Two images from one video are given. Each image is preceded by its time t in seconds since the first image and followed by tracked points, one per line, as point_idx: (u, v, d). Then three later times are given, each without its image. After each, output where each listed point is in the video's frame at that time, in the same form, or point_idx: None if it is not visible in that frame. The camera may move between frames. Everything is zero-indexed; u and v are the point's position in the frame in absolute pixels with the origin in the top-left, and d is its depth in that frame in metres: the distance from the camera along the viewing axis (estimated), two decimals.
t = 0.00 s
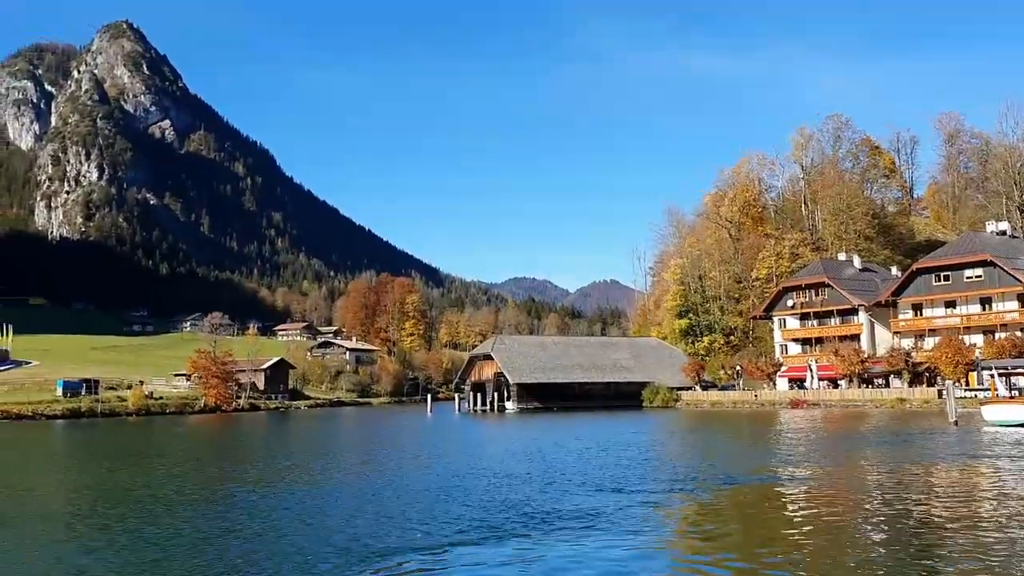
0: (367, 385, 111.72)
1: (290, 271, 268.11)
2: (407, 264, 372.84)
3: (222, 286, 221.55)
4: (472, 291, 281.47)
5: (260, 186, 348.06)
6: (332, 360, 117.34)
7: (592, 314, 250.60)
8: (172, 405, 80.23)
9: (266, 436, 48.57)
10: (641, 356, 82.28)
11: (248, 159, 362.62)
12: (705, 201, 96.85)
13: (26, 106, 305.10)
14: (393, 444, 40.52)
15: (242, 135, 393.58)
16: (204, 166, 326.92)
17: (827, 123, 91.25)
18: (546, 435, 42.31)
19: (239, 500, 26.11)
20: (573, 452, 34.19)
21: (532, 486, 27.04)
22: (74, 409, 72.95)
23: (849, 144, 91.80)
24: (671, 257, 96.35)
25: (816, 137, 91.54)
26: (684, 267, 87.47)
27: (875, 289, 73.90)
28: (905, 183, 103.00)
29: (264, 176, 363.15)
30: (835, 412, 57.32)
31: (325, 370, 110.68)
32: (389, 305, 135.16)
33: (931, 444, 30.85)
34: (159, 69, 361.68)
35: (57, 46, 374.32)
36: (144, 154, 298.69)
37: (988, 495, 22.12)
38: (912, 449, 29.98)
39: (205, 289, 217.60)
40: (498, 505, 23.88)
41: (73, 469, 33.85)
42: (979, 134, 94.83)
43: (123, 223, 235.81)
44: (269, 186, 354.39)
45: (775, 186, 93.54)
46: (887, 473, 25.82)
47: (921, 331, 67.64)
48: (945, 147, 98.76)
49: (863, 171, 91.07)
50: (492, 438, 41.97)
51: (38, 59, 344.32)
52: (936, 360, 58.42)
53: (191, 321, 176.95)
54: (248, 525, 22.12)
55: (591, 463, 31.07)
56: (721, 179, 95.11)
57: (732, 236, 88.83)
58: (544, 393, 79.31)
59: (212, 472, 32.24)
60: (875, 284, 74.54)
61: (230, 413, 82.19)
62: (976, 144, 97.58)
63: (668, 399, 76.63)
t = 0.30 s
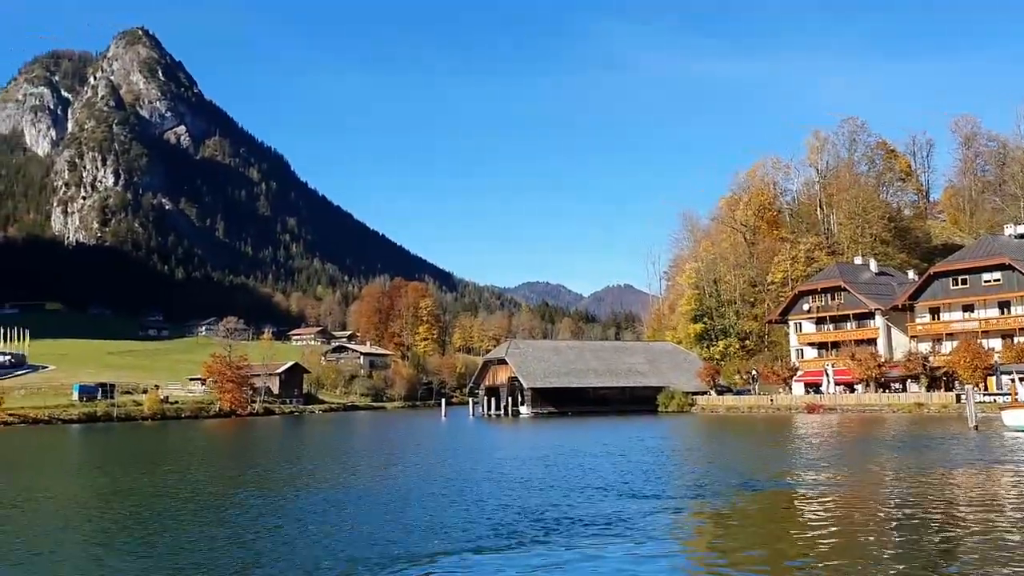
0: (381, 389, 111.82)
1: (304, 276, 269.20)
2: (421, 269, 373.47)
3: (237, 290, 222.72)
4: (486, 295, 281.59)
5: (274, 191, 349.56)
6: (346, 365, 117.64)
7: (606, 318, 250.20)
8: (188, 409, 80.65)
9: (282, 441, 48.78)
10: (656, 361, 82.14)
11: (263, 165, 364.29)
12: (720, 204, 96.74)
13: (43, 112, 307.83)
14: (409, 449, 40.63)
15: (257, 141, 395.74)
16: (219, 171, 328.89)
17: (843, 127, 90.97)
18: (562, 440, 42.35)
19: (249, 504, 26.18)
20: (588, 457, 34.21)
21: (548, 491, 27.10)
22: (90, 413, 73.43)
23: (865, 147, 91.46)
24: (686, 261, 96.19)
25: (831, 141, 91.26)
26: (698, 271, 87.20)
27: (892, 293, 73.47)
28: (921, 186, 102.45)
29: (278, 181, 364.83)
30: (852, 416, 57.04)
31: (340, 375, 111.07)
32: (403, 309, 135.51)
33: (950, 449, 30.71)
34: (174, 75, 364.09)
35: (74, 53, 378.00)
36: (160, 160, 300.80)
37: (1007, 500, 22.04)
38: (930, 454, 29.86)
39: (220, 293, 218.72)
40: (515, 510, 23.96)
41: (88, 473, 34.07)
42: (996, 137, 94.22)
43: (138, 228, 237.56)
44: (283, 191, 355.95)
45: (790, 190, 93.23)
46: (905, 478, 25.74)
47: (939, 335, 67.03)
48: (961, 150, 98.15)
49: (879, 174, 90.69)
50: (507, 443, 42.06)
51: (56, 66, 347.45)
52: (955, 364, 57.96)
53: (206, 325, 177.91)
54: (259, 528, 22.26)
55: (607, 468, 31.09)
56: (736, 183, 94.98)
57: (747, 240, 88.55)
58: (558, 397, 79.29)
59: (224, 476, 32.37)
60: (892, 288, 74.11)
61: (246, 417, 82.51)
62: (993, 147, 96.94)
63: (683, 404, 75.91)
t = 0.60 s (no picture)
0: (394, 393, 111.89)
1: (317, 279, 270.05)
2: (433, 272, 373.90)
3: (251, 294, 223.56)
4: (498, 299, 281.50)
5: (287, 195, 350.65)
6: (359, 368, 117.76)
7: (619, 322, 249.55)
8: (202, 413, 80.91)
9: (296, 444, 48.98)
10: (670, 365, 81.82)
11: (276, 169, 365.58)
12: (734, 208, 96.41)
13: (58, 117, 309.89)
14: (423, 452, 40.68)
15: (270, 145, 397.48)
16: (233, 175, 330.32)
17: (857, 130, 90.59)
18: (576, 444, 42.19)
19: (263, 509, 26.19)
20: (602, 461, 34.15)
21: (563, 495, 27.09)
22: (105, 416, 73.69)
23: (879, 149, 90.84)
24: (700, 264, 95.92)
25: (845, 144, 90.84)
26: (712, 274, 86.81)
27: (907, 297, 73.00)
28: (936, 189, 101.76)
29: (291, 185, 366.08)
30: (867, 421, 56.77)
31: (353, 379, 111.29)
32: (416, 313, 135.88)
33: (968, 454, 30.47)
34: (188, 80, 366.20)
35: (88, 58, 380.36)
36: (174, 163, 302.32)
37: None
38: (946, 458, 29.67)
39: (234, 298, 219.61)
40: (531, 514, 23.96)
41: (103, 477, 34.16)
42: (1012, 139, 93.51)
43: (153, 232, 238.98)
44: (296, 195, 357.02)
45: (805, 193, 92.62)
46: (920, 483, 25.66)
47: (956, 339, 66.66)
48: (977, 152, 97.35)
49: (893, 177, 90.23)
50: (521, 447, 42.01)
51: (71, 71, 349.93)
52: (972, 367, 57.53)
53: (220, 329, 178.56)
54: (272, 534, 22.22)
55: (621, 472, 31.04)
56: (750, 186, 94.57)
57: (761, 243, 88.24)
58: (572, 401, 79.17)
59: (239, 481, 32.42)
60: (908, 291, 73.63)
61: (259, 421, 82.68)
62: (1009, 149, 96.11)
63: (698, 408, 75.92)
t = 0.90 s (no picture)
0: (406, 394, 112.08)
1: (330, 281, 270.88)
2: (445, 274, 374.32)
3: (263, 296, 224.48)
4: (510, 301, 281.58)
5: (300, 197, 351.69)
6: (371, 370, 117.93)
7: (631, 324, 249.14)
8: (215, 415, 81.21)
9: (308, 447, 49.23)
10: (684, 367, 81.58)
11: (289, 172, 366.72)
12: (747, 210, 96.10)
13: (73, 120, 311.81)
14: (436, 455, 40.77)
15: (283, 148, 399.04)
16: (245, 178, 331.68)
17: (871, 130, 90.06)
18: (589, 447, 42.16)
19: (275, 511, 26.31)
20: (616, 464, 34.17)
21: (578, 498, 27.16)
22: (119, 418, 74.06)
23: (894, 150, 90.26)
24: (713, 266, 95.70)
25: (859, 145, 90.26)
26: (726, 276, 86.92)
27: (922, 298, 72.50)
28: (951, 190, 101.13)
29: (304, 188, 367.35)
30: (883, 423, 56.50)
31: (365, 381, 111.42)
32: (428, 316, 135.97)
33: (986, 457, 30.29)
34: (202, 83, 367.94)
35: (103, 63, 383.02)
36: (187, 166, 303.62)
37: None
38: (962, 461, 29.54)
39: (246, 300, 220.38)
40: (545, 517, 24.04)
41: (116, 479, 34.31)
42: None
43: (166, 235, 240.37)
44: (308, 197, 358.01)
45: (818, 195, 92.21)
46: (936, 486, 25.58)
47: (972, 341, 66.22)
48: (993, 153, 96.64)
49: (908, 178, 89.79)
50: (535, 449, 41.99)
51: (85, 75, 352.17)
52: (988, 369, 57.15)
53: (233, 331, 179.24)
54: (284, 536, 22.29)
55: (635, 475, 31.06)
56: (763, 187, 94.22)
57: (775, 244, 87.50)
58: (585, 403, 79.06)
59: (251, 483, 32.55)
60: (923, 293, 73.23)
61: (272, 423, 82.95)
62: None
63: (711, 410, 75.96)
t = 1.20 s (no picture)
0: (414, 397, 112.28)
1: (338, 284, 271.51)
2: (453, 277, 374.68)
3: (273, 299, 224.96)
4: (518, 304, 281.40)
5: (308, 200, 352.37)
6: (380, 373, 118.01)
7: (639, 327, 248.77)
8: (224, 417, 81.37)
9: (316, 449, 49.31)
10: (693, 370, 81.42)
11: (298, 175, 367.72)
12: (756, 213, 95.92)
13: (83, 124, 313.35)
14: (444, 459, 40.79)
15: (292, 151, 400.31)
16: (254, 181, 332.77)
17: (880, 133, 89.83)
18: (598, 450, 42.12)
19: (284, 514, 26.30)
20: (625, 468, 34.16)
21: (588, 502, 27.14)
22: (128, 420, 74.24)
23: (904, 153, 89.91)
24: (722, 269, 95.52)
25: (869, 148, 90.05)
26: (735, 279, 87.45)
27: (932, 302, 72.15)
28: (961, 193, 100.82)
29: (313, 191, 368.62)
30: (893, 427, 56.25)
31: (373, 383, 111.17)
32: (436, 319, 136.09)
33: (998, 461, 30.14)
34: (211, 87, 369.34)
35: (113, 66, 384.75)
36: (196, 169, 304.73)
37: None
38: (974, 465, 29.40)
39: (254, 303, 220.73)
40: (555, 520, 24.06)
41: (124, 482, 34.35)
42: None
43: (176, 237, 241.40)
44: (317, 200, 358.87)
45: (827, 198, 92.29)
46: (948, 490, 25.48)
47: (983, 345, 65.95)
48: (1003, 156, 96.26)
49: (917, 181, 89.46)
50: (544, 453, 41.96)
51: (95, 78, 353.86)
52: (1000, 373, 56.85)
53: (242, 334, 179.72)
54: (293, 539, 22.36)
55: (645, 479, 31.06)
56: (772, 190, 93.99)
57: (784, 248, 88.06)
58: (593, 406, 78.94)
59: (260, 486, 32.54)
60: (933, 296, 73.00)
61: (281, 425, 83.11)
62: None
63: (720, 414, 75.78)
